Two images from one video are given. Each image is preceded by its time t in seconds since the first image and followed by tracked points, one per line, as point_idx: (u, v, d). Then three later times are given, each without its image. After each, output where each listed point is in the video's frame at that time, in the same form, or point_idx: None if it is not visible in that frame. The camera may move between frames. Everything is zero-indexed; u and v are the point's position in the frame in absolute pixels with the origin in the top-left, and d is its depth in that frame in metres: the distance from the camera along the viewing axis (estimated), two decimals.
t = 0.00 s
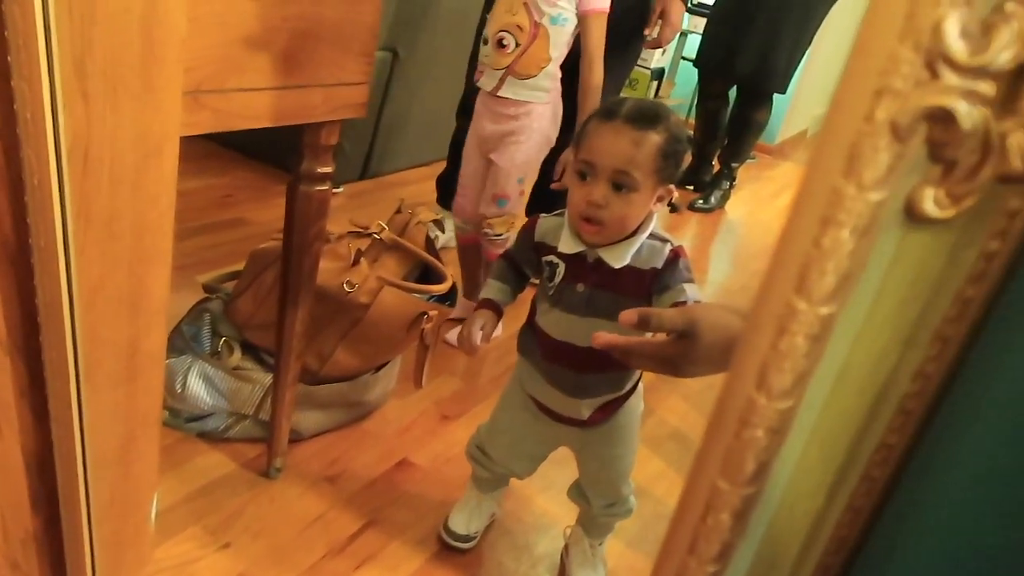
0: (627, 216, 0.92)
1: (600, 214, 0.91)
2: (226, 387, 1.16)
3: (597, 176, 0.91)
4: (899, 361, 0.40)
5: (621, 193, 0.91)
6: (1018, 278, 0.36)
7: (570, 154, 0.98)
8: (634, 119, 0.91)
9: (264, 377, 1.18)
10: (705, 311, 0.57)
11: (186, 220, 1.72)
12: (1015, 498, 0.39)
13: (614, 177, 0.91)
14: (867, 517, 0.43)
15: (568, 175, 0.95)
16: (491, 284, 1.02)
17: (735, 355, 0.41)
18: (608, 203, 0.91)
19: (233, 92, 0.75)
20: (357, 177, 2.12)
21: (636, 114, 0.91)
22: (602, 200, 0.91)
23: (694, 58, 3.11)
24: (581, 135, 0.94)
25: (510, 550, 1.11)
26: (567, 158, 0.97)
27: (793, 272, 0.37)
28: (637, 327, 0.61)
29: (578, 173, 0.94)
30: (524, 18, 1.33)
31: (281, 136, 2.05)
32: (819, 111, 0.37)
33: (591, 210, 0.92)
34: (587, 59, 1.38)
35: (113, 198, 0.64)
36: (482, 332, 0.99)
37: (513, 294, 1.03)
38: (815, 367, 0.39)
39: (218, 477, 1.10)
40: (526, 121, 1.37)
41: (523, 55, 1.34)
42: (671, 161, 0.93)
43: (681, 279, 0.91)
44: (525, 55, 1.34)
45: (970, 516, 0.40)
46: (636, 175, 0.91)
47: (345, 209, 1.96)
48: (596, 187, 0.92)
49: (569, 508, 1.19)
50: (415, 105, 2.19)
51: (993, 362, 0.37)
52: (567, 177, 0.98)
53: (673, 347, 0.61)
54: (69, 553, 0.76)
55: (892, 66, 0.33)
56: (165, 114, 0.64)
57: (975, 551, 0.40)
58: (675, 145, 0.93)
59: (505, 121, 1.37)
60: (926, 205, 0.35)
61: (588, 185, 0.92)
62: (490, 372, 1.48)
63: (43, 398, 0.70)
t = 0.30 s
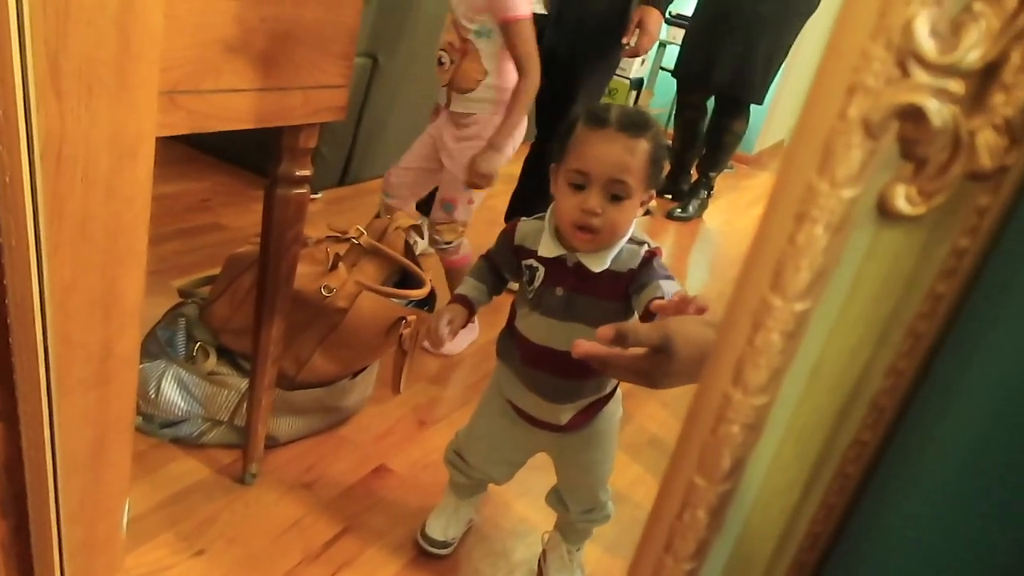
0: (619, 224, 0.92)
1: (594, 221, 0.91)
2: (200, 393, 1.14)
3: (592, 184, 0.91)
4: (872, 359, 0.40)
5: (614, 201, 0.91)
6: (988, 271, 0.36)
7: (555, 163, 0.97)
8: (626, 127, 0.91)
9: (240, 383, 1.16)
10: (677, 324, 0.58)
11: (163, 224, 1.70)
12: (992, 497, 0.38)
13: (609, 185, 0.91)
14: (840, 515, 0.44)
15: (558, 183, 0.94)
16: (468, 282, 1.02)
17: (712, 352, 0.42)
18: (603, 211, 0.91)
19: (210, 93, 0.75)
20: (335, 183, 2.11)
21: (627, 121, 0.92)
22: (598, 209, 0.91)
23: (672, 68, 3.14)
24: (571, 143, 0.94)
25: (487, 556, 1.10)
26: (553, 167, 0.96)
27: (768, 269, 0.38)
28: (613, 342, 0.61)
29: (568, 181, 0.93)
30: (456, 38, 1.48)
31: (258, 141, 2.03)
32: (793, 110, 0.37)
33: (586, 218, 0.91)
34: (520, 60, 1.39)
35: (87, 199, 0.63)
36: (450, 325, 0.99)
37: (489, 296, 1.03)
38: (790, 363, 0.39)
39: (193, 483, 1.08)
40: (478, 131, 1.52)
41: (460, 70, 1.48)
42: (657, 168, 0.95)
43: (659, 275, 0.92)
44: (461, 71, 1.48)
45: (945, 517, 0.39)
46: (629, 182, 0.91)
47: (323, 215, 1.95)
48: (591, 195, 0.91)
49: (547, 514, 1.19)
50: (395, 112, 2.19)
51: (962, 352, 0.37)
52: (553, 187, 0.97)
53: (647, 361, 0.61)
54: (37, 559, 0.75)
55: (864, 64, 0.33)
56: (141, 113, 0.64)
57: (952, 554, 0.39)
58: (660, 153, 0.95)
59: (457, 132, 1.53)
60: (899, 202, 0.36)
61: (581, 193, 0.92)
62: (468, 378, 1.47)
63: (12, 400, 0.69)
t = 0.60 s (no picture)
0: (622, 224, 0.92)
1: (596, 222, 0.91)
2: (197, 389, 1.14)
3: (594, 185, 0.91)
4: (873, 366, 0.41)
5: (616, 202, 0.91)
6: (989, 281, 0.37)
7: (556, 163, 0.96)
8: (627, 128, 0.92)
9: (236, 379, 1.16)
10: (676, 329, 0.57)
11: (159, 219, 1.70)
12: (990, 501, 0.38)
13: (612, 186, 0.91)
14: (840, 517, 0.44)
15: (559, 184, 0.94)
16: (465, 281, 1.02)
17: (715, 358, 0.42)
18: (606, 212, 0.91)
19: (210, 91, 0.74)
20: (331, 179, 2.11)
21: (628, 122, 0.92)
22: (600, 210, 0.91)
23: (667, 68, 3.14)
24: (572, 145, 0.93)
25: (482, 554, 1.11)
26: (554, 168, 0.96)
27: (773, 277, 0.38)
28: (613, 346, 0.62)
29: (570, 182, 0.93)
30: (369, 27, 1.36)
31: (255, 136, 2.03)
32: (798, 123, 0.38)
33: (589, 219, 0.91)
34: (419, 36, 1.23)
35: (85, 196, 0.63)
36: (443, 319, 0.99)
37: (485, 294, 1.03)
38: (793, 369, 0.40)
39: (189, 479, 1.08)
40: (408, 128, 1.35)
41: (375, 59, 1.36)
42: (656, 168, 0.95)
43: (649, 268, 0.91)
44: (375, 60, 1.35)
45: (944, 521, 0.39)
46: (631, 183, 0.91)
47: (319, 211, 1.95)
48: (594, 196, 0.91)
49: (542, 512, 1.20)
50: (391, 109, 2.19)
51: (961, 362, 0.37)
52: (553, 189, 0.97)
53: (641, 365, 0.62)
54: (33, 555, 0.75)
55: (872, 76, 0.34)
56: (141, 111, 0.64)
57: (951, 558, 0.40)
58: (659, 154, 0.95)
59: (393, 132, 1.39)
60: (903, 212, 0.36)
61: (583, 194, 0.92)
62: (463, 377, 1.48)
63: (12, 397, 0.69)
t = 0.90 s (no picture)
0: (617, 218, 0.91)
1: (590, 216, 0.91)
2: (196, 382, 1.14)
3: (589, 178, 0.91)
4: (873, 357, 0.41)
5: (612, 195, 0.91)
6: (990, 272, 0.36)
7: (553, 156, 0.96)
8: (624, 121, 0.91)
9: (236, 373, 1.17)
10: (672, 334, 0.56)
11: (159, 213, 1.70)
12: (986, 497, 0.38)
13: (607, 178, 0.90)
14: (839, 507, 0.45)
15: (555, 177, 0.93)
16: (461, 270, 1.02)
17: (714, 350, 0.42)
18: (600, 205, 0.91)
19: (210, 83, 0.74)
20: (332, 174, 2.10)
21: (624, 115, 0.91)
22: (594, 202, 0.90)
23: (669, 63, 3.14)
24: (568, 138, 0.93)
25: (482, 547, 1.11)
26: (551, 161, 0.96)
27: (772, 267, 0.38)
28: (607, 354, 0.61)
29: (566, 175, 0.93)
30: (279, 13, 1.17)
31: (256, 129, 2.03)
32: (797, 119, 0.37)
33: (583, 212, 0.91)
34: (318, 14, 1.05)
35: (85, 188, 0.63)
36: (432, 306, 0.99)
37: (480, 287, 1.02)
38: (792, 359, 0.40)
39: (189, 472, 1.08)
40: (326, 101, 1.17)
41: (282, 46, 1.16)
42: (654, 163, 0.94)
43: (636, 261, 0.91)
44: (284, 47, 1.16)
45: (940, 513, 0.39)
46: (627, 176, 0.90)
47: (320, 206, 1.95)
48: (588, 189, 0.91)
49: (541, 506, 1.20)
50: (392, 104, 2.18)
51: (961, 353, 0.37)
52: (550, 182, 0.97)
53: (636, 372, 0.60)
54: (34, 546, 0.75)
55: (871, 66, 0.34)
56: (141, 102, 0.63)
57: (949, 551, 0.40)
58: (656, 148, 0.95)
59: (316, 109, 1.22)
60: (903, 201, 0.36)
61: (578, 187, 0.91)
62: (462, 371, 1.48)
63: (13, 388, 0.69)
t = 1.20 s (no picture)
0: (613, 221, 0.91)
1: (586, 218, 0.90)
2: (196, 379, 1.14)
3: (587, 180, 0.90)
4: (882, 352, 0.41)
5: (610, 198, 0.90)
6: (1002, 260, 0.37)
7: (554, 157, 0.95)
8: (624, 124, 0.90)
9: (235, 370, 1.16)
10: (665, 331, 0.55)
11: (157, 209, 1.69)
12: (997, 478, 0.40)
13: (605, 181, 0.89)
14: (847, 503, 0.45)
15: (554, 177, 0.93)
16: (465, 260, 1.02)
17: (721, 344, 0.42)
18: (597, 207, 0.90)
19: (210, 78, 0.74)
20: (330, 171, 2.10)
21: (625, 118, 0.90)
22: (591, 204, 0.90)
23: (668, 61, 3.14)
24: (568, 139, 0.92)
25: (482, 544, 1.11)
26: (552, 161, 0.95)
27: (781, 261, 0.38)
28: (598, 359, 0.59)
29: (564, 176, 0.92)
30: None
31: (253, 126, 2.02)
32: (802, 115, 0.37)
33: (579, 214, 0.90)
34: None
35: (84, 184, 0.63)
36: (428, 294, 0.99)
37: (478, 279, 1.02)
38: (800, 354, 0.40)
39: (188, 469, 1.08)
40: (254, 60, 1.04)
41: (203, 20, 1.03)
42: (654, 166, 0.93)
43: (629, 265, 0.89)
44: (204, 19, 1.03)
45: (950, 491, 0.40)
46: (625, 179, 0.90)
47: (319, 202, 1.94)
48: (586, 191, 0.90)
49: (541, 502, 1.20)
50: (391, 101, 2.18)
51: (974, 339, 0.38)
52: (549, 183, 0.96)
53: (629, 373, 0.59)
54: (33, 543, 0.74)
55: (883, 56, 0.33)
56: (141, 96, 0.63)
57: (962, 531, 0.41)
58: (657, 152, 0.94)
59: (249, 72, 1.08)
60: (914, 194, 0.36)
61: (576, 189, 0.90)
62: (461, 368, 1.47)
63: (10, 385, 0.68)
